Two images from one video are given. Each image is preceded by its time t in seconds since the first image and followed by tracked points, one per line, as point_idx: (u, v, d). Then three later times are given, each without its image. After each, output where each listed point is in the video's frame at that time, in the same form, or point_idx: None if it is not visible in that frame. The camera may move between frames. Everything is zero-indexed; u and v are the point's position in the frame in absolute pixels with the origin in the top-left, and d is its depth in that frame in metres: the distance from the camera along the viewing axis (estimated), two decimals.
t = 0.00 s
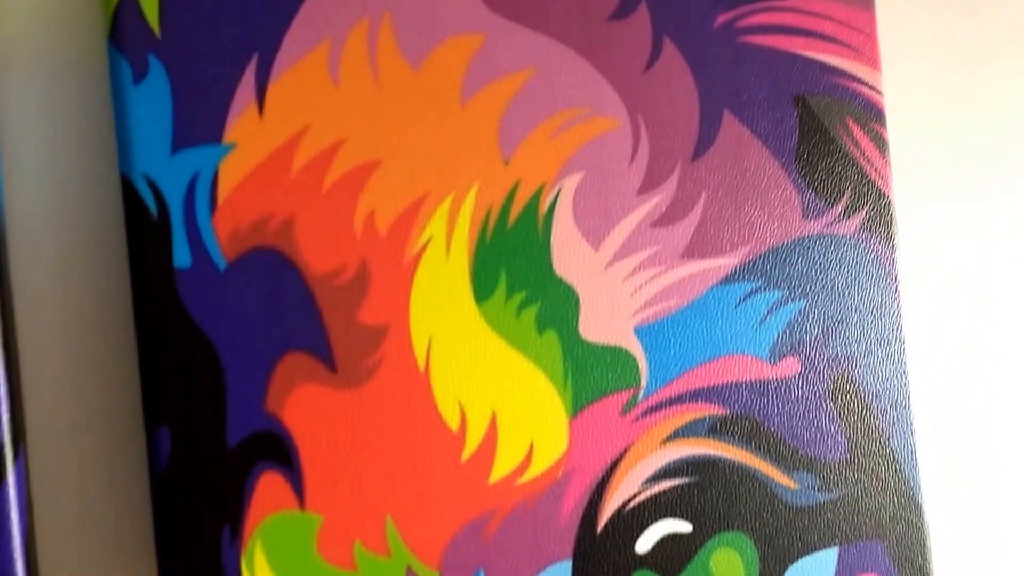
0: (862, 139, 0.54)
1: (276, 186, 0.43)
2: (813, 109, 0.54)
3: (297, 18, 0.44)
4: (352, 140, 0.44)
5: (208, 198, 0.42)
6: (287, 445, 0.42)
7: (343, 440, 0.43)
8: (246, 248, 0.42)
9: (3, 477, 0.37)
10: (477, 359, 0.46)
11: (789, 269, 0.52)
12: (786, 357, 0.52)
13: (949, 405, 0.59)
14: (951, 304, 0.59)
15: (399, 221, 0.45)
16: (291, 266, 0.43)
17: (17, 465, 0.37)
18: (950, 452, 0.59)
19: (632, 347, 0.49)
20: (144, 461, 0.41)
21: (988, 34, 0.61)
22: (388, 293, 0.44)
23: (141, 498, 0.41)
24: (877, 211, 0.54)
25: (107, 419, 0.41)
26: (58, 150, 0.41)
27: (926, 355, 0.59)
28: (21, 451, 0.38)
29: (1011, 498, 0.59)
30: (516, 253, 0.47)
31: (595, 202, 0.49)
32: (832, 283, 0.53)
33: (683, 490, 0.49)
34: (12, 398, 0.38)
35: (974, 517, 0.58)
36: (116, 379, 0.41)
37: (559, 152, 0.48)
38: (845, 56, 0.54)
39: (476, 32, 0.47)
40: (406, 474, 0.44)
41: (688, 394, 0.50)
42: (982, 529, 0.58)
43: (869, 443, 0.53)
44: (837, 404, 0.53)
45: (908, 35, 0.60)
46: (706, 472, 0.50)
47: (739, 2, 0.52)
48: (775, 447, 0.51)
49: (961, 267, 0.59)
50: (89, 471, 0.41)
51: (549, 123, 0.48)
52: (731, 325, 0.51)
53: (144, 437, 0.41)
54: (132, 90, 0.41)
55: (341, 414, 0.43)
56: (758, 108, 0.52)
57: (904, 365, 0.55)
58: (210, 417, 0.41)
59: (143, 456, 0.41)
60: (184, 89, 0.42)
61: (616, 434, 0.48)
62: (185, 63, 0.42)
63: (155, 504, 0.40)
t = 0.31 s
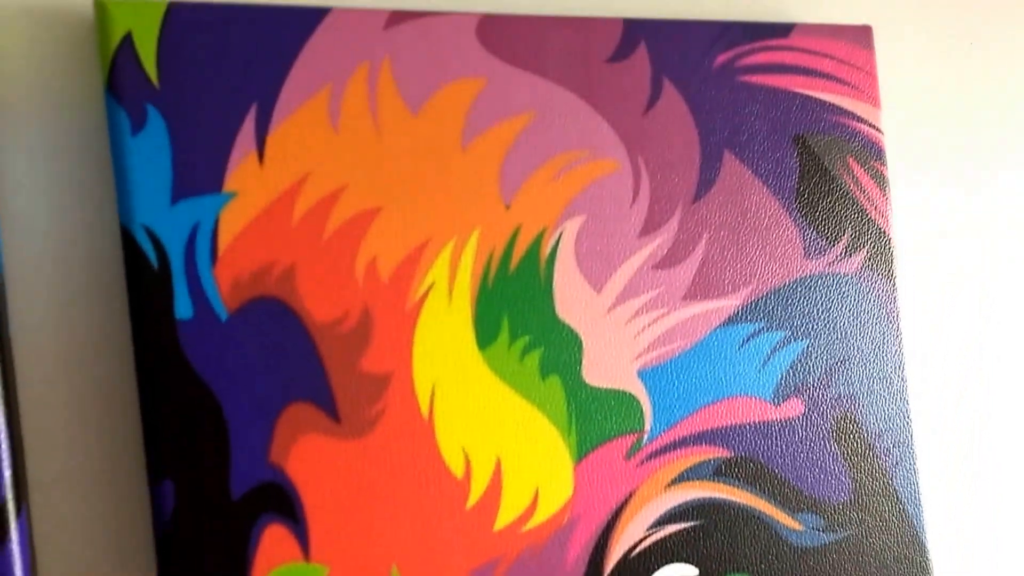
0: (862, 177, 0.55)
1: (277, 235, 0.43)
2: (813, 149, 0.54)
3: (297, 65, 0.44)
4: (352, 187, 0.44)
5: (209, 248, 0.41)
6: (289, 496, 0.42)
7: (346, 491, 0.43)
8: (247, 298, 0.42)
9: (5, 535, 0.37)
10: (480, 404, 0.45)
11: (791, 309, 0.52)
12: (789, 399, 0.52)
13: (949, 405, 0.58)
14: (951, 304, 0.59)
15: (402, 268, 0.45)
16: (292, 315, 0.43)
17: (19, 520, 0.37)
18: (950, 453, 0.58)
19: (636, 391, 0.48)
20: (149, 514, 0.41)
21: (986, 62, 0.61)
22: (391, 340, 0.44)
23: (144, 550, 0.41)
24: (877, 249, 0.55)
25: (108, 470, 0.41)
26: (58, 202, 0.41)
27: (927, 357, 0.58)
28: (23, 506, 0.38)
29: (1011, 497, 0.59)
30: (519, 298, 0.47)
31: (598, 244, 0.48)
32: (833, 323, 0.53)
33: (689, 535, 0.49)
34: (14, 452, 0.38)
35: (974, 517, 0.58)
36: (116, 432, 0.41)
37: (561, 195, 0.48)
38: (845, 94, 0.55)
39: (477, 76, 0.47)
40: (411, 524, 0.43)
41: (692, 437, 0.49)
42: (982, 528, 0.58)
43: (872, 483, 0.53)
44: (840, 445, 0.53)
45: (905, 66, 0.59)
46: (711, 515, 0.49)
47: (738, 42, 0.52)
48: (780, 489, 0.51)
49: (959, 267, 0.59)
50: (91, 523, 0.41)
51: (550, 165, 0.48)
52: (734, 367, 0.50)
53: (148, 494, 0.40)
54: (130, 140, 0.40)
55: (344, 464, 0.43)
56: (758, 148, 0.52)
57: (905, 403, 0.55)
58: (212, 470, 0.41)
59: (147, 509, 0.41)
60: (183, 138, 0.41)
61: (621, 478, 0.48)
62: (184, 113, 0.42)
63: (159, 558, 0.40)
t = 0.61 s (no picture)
0: (865, 199, 0.55)
1: (283, 263, 0.42)
2: (817, 171, 0.54)
3: (302, 92, 0.44)
4: (358, 214, 0.44)
5: (215, 277, 0.41)
6: (296, 526, 0.42)
7: (353, 520, 0.42)
8: (254, 327, 0.42)
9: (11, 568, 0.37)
10: (486, 431, 0.45)
11: (795, 332, 0.52)
12: (794, 423, 0.52)
13: (948, 405, 0.58)
14: (950, 304, 0.58)
15: (408, 294, 0.44)
16: (297, 343, 0.42)
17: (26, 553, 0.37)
18: (949, 452, 0.57)
19: (641, 415, 0.48)
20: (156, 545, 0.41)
21: (987, 81, 0.61)
22: (397, 367, 0.44)
23: None
24: (880, 272, 0.55)
25: (115, 501, 0.41)
26: (64, 232, 0.41)
27: (926, 355, 0.57)
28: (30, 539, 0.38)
29: (1011, 497, 0.59)
30: (524, 324, 0.46)
31: (603, 269, 0.48)
32: (837, 345, 0.53)
33: (695, 560, 0.49)
34: (20, 485, 0.38)
35: (974, 516, 0.57)
36: (123, 462, 0.41)
37: (566, 220, 0.48)
38: (847, 117, 0.55)
39: (482, 101, 0.47)
40: (418, 553, 0.43)
41: (697, 462, 0.49)
42: (982, 528, 0.58)
43: (878, 505, 0.53)
44: (845, 468, 0.53)
45: (906, 86, 0.59)
46: (718, 540, 0.49)
47: (741, 65, 0.53)
48: (786, 513, 0.51)
49: (960, 270, 0.59)
50: (98, 556, 0.40)
51: (555, 190, 0.48)
52: (739, 391, 0.50)
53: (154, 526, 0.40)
54: (135, 169, 0.40)
55: (351, 493, 0.43)
56: (762, 171, 0.52)
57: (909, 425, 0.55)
58: (218, 501, 0.40)
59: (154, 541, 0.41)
60: (188, 166, 0.41)
61: (628, 503, 0.48)
62: (189, 141, 0.41)
63: None
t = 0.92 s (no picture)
0: (888, 197, 0.55)
1: (311, 259, 0.42)
2: (841, 168, 0.54)
3: (331, 89, 0.44)
4: (385, 211, 0.44)
5: (243, 272, 0.41)
6: (323, 523, 0.42)
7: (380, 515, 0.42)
8: (282, 323, 0.42)
9: (39, 565, 0.37)
10: (512, 427, 0.45)
11: (818, 329, 0.52)
12: (816, 419, 0.52)
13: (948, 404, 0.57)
14: (950, 304, 0.58)
15: (434, 291, 0.44)
16: (325, 339, 0.42)
17: (53, 549, 0.38)
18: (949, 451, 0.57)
19: (665, 412, 0.48)
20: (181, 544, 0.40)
21: (1003, 79, 0.60)
22: (423, 364, 0.44)
23: None
24: (902, 269, 0.55)
25: (142, 498, 0.41)
26: (90, 227, 0.41)
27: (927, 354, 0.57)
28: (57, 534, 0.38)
29: (1011, 497, 0.58)
30: (550, 320, 0.46)
31: (628, 266, 0.48)
32: (859, 342, 0.53)
33: (717, 556, 0.49)
34: (48, 480, 0.38)
35: (975, 516, 0.57)
36: (150, 460, 0.41)
37: (591, 217, 0.48)
38: (871, 114, 0.55)
39: (508, 98, 0.47)
40: (444, 549, 0.43)
41: (721, 458, 0.49)
42: (982, 528, 0.57)
43: (899, 502, 0.53)
44: (867, 465, 0.53)
45: (925, 82, 0.59)
46: (740, 536, 0.49)
47: (766, 62, 0.52)
48: (809, 510, 0.51)
49: (963, 269, 0.58)
50: (124, 553, 0.40)
51: (581, 187, 0.48)
52: (762, 387, 0.50)
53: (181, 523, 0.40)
54: (164, 164, 0.40)
55: (378, 489, 0.43)
56: (786, 168, 0.52)
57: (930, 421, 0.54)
58: (246, 497, 0.40)
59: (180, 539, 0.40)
60: (217, 163, 0.41)
61: (652, 500, 0.48)
62: (217, 137, 0.41)
63: None
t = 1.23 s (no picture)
0: (934, 168, 0.54)
1: (367, 223, 0.43)
2: (887, 139, 0.54)
3: (386, 55, 0.44)
4: (439, 176, 0.44)
5: (302, 234, 0.42)
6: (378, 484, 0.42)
7: (434, 476, 0.43)
8: (338, 285, 0.42)
9: (103, 520, 0.37)
10: (563, 392, 0.46)
11: (864, 299, 0.52)
12: (862, 389, 0.52)
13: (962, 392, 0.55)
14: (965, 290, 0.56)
15: (486, 256, 0.45)
16: (380, 303, 0.43)
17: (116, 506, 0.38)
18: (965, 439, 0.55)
19: (712, 379, 0.49)
20: (238, 503, 0.41)
21: None
22: (476, 329, 0.44)
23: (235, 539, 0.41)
24: (948, 241, 0.54)
25: (201, 458, 0.41)
26: (151, 189, 0.42)
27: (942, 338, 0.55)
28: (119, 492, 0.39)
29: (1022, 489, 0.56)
30: (600, 287, 0.47)
31: (677, 234, 0.48)
32: (905, 313, 0.53)
33: (763, 523, 0.49)
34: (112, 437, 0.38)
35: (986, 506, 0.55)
36: (209, 420, 0.41)
37: (640, 185, 0.48)
38: (916, 85, 0.54)
39: (558, 66, 0.47)
40: (497, 510, 0.44)
41: (768, 427, 0.49)
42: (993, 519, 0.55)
43: (943, 473, 0.53)
44: (911, 436, 0.53)
45: (970, 56, 0.58)
46: (786, 504, 0.50)
47: (813, 33, 0.52)
48: (854, 479, 0.51)
49: (992, 248, 0.57)
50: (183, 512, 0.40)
51: (630, 155, 0.48)
52: (809, 356, 0.51)
53: (240, 481, 0.41)
54: (224, 126, 0.41)
55: (433, 451, 0.43)
56: (833, 138, 0.52)
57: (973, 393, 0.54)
58: (303, 457, 0.41)
59: (237, 498, 0.41)
60: (276, 127, 0.42)
61: (699, 466, 0.48)
62: (276, 101, 0.42)
63: (252, 546, 0.40)
